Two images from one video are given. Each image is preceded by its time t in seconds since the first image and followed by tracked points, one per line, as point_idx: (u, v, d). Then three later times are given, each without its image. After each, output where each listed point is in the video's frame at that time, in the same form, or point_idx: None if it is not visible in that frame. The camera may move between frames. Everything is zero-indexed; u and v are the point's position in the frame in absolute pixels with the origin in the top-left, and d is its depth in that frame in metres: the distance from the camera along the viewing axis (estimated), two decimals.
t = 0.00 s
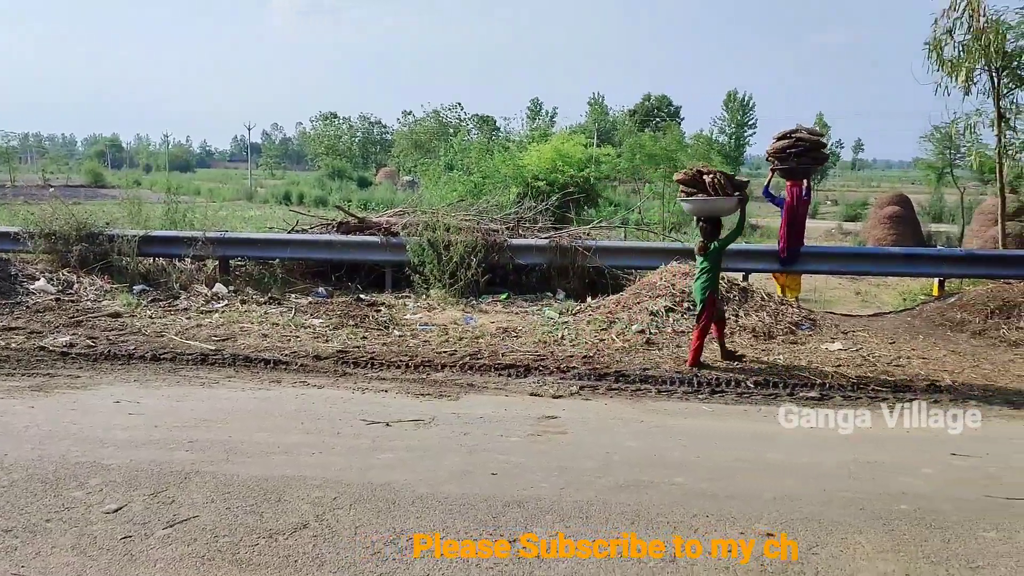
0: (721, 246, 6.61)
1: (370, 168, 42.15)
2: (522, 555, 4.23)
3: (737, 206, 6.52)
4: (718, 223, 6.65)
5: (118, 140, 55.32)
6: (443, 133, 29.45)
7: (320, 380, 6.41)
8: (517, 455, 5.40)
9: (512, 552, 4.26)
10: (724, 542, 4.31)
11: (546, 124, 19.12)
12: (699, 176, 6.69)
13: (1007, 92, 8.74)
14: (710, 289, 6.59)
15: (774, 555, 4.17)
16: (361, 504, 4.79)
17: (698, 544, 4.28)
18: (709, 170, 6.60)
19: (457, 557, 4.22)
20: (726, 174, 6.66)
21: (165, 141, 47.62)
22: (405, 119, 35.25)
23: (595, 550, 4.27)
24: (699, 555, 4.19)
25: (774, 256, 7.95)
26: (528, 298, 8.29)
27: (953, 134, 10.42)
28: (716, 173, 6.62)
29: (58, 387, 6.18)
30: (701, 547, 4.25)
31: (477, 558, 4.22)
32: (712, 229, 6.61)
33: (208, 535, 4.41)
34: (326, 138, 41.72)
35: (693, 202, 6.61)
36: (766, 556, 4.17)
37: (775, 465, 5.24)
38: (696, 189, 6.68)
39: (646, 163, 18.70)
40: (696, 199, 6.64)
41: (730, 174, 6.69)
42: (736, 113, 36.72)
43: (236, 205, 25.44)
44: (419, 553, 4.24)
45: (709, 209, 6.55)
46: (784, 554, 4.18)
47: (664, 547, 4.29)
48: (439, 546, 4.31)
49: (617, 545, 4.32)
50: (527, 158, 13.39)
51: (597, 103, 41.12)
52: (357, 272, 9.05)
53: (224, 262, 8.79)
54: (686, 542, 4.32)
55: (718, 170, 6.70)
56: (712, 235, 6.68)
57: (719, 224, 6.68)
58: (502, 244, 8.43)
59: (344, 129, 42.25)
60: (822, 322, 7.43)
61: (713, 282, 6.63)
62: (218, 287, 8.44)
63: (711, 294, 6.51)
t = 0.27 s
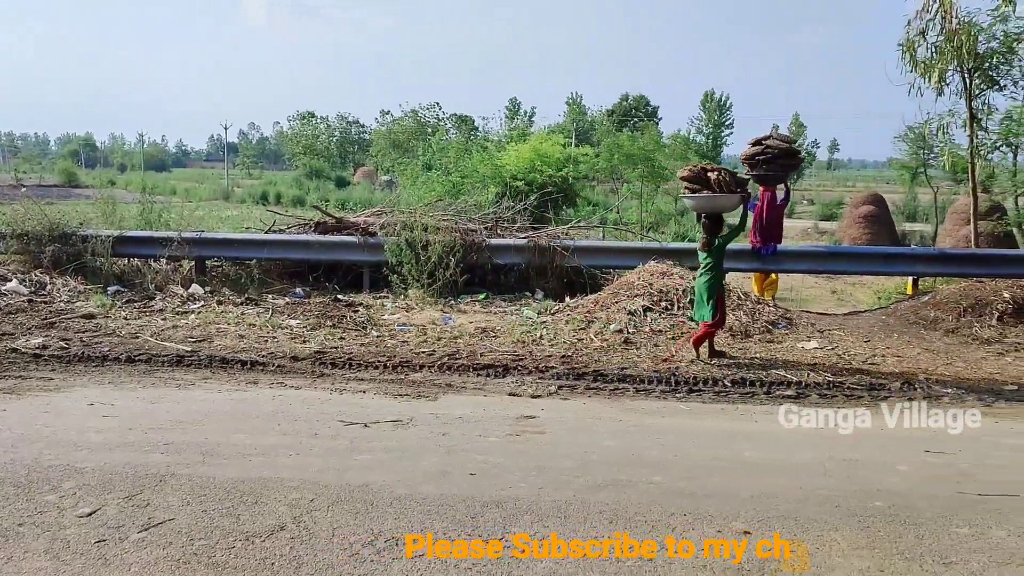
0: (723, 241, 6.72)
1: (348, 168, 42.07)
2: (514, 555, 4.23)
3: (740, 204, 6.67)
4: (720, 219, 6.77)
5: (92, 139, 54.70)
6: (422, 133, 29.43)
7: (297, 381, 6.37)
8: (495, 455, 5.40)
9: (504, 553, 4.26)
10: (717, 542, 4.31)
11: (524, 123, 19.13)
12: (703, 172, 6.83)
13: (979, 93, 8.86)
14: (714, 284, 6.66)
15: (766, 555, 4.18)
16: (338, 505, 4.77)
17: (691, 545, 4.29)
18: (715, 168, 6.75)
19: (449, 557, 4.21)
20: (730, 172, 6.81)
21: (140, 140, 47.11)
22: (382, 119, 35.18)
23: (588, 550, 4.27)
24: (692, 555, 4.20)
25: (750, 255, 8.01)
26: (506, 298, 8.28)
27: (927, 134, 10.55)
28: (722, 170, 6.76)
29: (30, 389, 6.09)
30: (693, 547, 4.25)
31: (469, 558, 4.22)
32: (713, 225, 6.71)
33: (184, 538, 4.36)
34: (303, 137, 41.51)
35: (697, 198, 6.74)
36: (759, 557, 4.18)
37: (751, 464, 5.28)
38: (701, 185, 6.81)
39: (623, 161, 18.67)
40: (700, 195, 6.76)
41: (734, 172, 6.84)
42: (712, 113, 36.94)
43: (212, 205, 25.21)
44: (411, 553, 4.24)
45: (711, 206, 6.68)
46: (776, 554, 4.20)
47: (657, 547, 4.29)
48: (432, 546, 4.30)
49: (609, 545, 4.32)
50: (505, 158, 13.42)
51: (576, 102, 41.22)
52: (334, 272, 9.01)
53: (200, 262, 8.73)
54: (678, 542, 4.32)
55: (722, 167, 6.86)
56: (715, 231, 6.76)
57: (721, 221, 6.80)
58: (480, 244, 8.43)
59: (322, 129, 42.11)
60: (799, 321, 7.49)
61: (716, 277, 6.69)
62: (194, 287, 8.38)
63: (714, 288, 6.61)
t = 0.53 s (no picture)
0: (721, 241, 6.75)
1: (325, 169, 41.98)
2: (507, 556, 4.23)
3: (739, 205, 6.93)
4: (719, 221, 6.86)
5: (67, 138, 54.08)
6: (401, 134, 29.38)
7: (275, 383, 6.32)
8: (474, 457, 5.39)
9: (497, 553, 4.26)
10: (709, 542, 4.33)
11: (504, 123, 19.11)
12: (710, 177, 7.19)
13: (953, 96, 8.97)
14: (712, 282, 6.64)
15: (759, 556, 4.19)
16: (315, 508, 4.73)
17: (683, 545, 4.30)
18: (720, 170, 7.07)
19: (442, 557, 4.22)
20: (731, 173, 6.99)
21: (115, 139, 46.56)
22: (361, 119, 35.10)
23: (580, 550, 4.27)
24: (683, 556, 4.21)
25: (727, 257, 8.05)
26: (485, 299, 8.27)
27: (902, 136, 10.67)
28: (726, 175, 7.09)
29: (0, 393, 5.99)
30: (686, 548, 4.26)
31: (462, 558, 4.22)
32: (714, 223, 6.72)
33: (157, 543, 4.30)
34: (281, 138, 41.25)
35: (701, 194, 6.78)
36: (751, 557, 4.19)
37: (729, 464, 5.30)
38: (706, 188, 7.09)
39: (603, 162, 18.45)
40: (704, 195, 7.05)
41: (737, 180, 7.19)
42: (692, 113, 36.97)
43: (187, 206, 24.97)
44: (404, 553, 4.24)
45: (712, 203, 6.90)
46: (768, 554, 4.22)
47: (649, 547, 4.29)
48: (424, 547, 4.31)
49: (602, 545, 4.33)
50: (485, 159, 13.41)
51: (555, 102, 41.30)
52: (311, 273, 8.95)
53: (175, 264, 8.66)
54: (670, 542, 4.33)
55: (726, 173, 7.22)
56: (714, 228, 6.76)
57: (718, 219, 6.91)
58: (459, 245, 8.41)
59: (300, 129, 41.94)
60: (776, 322, 7.54)
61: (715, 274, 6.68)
62: (169, 289, 8.29)
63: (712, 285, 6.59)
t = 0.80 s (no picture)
0: (724, 240, 7.03)
1: (305, 171, 41.88)
2: (500, 556, 4.25)
3: (741, 203, 6.94)
4: (722, 220, 7.07)
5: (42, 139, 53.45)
6: (381, 136, 29.33)
7: (252, 387, 6.28)
8: (453, 461, 5.37)
9: (490, 553, 4.28)
10: (701, 542, 4.36)
11: (484, 126, 19.13)
12: (707, 173, 7.05)
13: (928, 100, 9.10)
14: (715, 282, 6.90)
15: (751, 555, 4.22)
16: (292, 514, 4.68)
17: (675, 545, 4.33)
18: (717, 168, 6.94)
19: (435, 557, 4.24)
20: (732, 172, 7.02)
21: (91, 142, 46.11)
22: (341, 122, 35.02)
23: (573, 550, 4.30)
24: (675, 556, 4.23)
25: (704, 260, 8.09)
26: (465, 303, 8.27)
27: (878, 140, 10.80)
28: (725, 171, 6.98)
29: None
30: (678, 547, 4.29)
31: (455, 558, 4.24)
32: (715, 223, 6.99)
33: (131, 551, 4.24)
34: (260, 141, 41.06)
35: (701, 198, 6.89)
36: (744, 557, 4.22)
37: (706, 466, 5.32)
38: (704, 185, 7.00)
39: (583, 164, 18.66)
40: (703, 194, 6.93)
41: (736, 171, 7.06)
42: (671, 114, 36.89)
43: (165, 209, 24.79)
44: (396, 553, 4.26)
45: (715, 205, 6.85)
46: (760, 553, 4.25)
47: (641, 547, 4.32)
48: (417, 547, 4.33)
49: (594, 545, 4.36)
50: (465, 161, 13.43)
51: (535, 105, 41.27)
52: (289, 276, 8.90)
53: (152, 267, 8.59)
54: (663, 542, 4.37)
55: (722, 167, 7.09)
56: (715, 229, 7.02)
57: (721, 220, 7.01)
58: (439, 248, 8.41)
59: (280, 131, 41.78)
60: (754, 324, 7.59)
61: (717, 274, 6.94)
62: (145, 293, 8.22)
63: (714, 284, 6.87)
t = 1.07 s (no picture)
0: (718, 243, 7.20)
1: (285, 175, 41.77)
2: (492, 556, 4.28)
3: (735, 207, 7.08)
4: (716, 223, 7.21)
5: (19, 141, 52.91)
6: (363, 140, 29.28)
7: (229, 394, 6.22)
8: (432, 468, 5.33)
9: (482, 553, 4.30)
10: (693, 543, 4.40)
11: (465, 131, 19.12)
12: (703, 176, 7.14)
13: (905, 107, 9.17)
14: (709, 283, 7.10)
15: (744, 556, 4.26)
16: (268, 522, 4.61)
17: (668, 545, 4.36)
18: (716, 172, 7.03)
19: (427, 557, 4.26)
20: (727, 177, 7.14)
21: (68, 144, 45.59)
22: (322, 126, 34.93)
23: (565, 550, 4.32)
24: (668, 556, 4.26)
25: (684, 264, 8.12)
26: (445, 308, 8.26)
27: (856, 146, 10.89)
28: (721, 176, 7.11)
29: None
30: (670, 548, 4.32)
31: (446, 558, 4.26)
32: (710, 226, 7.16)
33: (103, 561, 4.16)
34: (241, 144, 40.81)
35: (697, 203, 7.01)
36: (736, 558, 4.26)
37: (685, 472, 5.32)
38: (701, 189, 7.11)
39: (565, 170, 18.47)
40: (699, 198, 7.04)
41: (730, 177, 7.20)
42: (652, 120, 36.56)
43: (140, 213, 24.52)
44: (389, 553, 4.29)
45: (711, 209, 6.97)
46: (753, 554, 4.29)
47: (634, 547, 4.35)
48: (409, 547, 4.35)
49: (587, 545, 4.39)
50: (446, 166, 13.40)
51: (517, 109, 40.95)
52: (268, 281, 8.86)
53: (129, 272, 8.53)
54: (655, 543, 4.40)
55: (718, 172, 7.22)
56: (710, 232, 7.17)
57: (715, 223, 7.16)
58: (419, 254, 8.40)
59: (260, 135, 41.62)
60: (733, 330, 7.62)
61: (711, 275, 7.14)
62: (122, 298, 8.15)
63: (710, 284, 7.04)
